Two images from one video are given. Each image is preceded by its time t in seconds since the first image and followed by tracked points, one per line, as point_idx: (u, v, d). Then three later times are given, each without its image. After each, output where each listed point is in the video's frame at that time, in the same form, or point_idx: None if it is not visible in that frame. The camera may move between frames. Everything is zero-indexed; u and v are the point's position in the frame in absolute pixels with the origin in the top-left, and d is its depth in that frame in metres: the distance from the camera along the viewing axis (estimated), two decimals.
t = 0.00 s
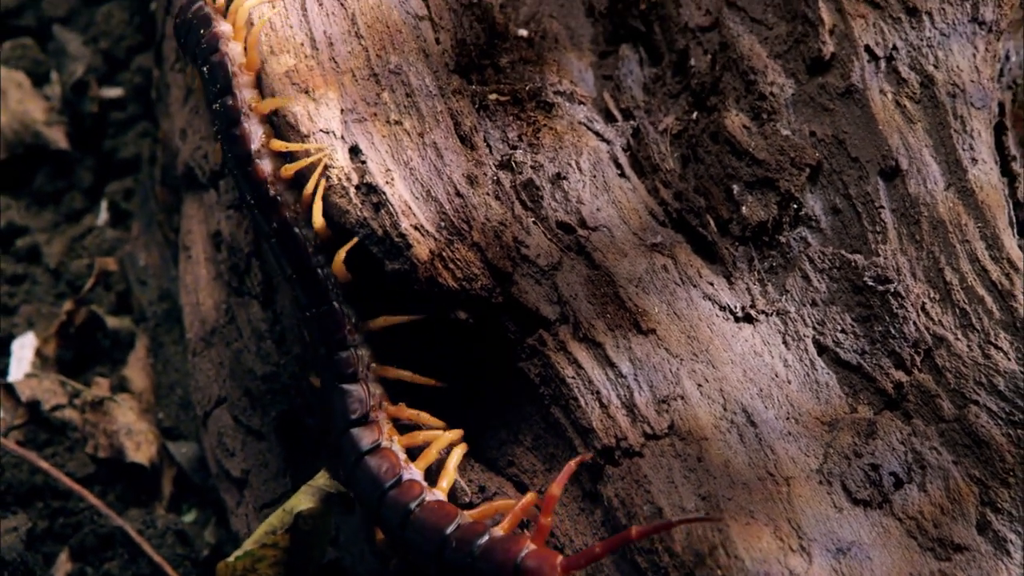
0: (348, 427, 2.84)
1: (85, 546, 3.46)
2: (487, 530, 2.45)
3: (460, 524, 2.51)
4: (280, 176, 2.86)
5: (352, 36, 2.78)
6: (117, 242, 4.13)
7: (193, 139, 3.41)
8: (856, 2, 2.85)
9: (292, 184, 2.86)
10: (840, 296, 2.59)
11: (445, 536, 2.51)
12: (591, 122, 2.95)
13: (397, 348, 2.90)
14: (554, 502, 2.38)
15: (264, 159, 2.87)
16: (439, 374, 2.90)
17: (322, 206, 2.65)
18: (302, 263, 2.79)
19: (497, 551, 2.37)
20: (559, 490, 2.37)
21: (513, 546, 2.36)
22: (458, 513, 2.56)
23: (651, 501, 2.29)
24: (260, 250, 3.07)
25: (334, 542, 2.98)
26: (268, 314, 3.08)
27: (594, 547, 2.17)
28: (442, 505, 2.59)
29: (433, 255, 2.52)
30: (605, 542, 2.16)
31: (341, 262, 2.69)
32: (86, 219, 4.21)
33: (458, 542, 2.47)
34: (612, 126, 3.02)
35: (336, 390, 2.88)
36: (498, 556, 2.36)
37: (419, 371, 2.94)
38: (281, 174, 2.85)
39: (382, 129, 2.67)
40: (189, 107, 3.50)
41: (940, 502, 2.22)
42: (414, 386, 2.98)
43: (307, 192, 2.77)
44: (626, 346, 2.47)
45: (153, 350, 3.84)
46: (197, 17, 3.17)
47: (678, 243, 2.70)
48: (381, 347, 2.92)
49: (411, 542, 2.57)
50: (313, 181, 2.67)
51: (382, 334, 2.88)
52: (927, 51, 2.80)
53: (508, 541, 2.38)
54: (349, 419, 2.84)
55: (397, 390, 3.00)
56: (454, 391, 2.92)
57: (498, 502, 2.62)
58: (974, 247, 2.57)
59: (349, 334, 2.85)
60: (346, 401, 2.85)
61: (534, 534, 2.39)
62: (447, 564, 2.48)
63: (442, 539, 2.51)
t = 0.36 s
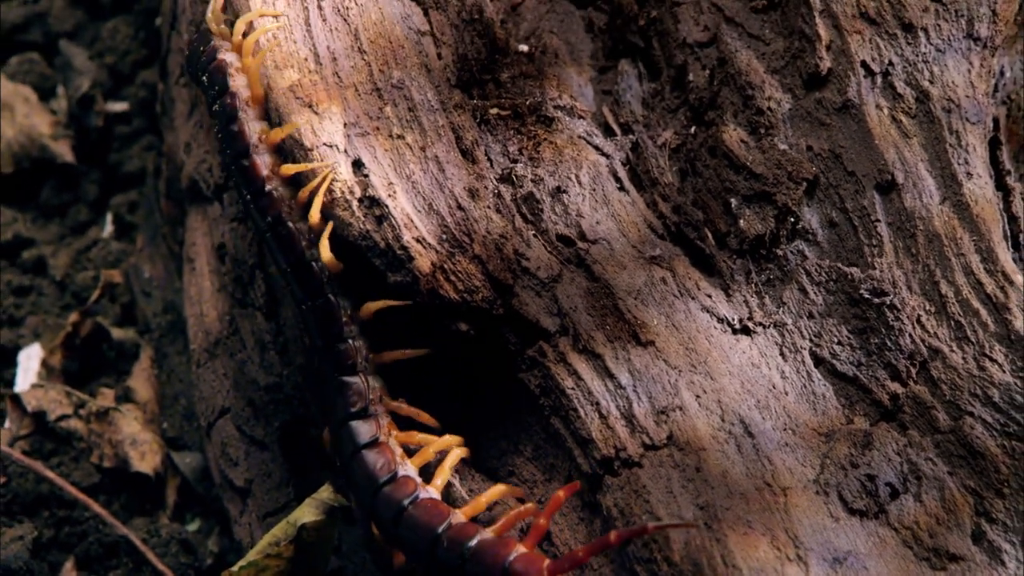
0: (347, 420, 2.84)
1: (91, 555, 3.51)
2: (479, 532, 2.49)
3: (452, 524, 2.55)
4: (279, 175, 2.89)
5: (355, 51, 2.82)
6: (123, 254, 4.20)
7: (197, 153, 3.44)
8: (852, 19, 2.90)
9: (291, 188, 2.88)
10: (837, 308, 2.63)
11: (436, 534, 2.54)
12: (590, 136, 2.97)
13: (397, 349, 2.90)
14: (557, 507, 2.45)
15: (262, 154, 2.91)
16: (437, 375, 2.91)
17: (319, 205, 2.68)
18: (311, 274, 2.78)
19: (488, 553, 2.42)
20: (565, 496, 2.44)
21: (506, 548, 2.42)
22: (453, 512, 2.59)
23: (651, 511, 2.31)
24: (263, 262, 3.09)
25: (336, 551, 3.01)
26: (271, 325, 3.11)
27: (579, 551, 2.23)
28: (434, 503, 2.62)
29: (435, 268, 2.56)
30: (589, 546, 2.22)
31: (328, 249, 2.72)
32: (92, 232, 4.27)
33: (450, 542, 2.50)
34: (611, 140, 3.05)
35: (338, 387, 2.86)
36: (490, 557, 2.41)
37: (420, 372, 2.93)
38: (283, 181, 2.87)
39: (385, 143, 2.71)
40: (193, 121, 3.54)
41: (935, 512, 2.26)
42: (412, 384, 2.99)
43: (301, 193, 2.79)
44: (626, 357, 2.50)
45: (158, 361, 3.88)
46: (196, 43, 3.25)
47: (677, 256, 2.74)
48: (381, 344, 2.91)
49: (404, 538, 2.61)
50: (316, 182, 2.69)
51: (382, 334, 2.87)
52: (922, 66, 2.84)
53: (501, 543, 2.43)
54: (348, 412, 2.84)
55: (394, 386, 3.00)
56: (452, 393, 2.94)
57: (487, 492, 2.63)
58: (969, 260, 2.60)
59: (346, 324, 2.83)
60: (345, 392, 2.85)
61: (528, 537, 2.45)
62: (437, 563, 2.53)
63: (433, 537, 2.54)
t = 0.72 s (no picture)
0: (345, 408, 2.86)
1: (95, 564, 3.53)
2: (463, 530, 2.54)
3: (438, 522, 2.59)
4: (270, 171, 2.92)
5: (357, 68, 2.88)
6: (128, 268, 4.25)
7: (201, 167, 3.48)
8: (848, 36, 2.95)
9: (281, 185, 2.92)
10: (833, 322, 2.68)
11: (422, 532, 2.59)
12: (590, 152, 3.03)
13: (394, 359, 2.92)
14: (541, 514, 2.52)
15: (254, 147, 3.01)
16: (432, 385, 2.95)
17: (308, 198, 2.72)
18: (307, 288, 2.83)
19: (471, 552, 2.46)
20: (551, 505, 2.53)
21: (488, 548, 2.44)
22: (440, 508, 2.65)
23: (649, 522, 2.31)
24: (266, 275, 3.12)
25: (337, 560, 2.99)
26: (275, 338, 3.14)
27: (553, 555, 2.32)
28: (422, 500, 2.68)
29: (436, 281, 2.59)
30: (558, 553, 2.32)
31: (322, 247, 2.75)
32: (97, 246, 4.32)
33: (435, 540, 2.55)
34: (611, 156, 3.10)
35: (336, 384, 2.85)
36: (473, 557, 2.44)
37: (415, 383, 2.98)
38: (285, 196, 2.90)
39: (388, 158, 2.75)
40: (198, 136, 3.58)
41: (930, 524, 2.29)
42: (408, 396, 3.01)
43: (292, 190, 2.80)
44: (625, 371, 2.53)
45: (162, 374, 3.91)
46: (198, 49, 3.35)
47: (675, 270, 2.78)
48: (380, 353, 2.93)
49: (392, 533, 2.66)
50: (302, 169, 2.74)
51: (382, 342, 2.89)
52: (918, 84, 2.88)
53: (484, 542, 2.47)
54: (343, 401, 2.86)
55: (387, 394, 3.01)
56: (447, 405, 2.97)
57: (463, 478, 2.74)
58: (963, 275, 2.61)
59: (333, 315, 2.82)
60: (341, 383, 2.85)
61: (511, 538, 2.50)
62: (422, 559, 2.58)
63: (420, 534, 2.59)
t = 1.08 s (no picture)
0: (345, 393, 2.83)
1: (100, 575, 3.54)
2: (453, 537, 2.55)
3: (430, 524, 2.59)
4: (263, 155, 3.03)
5: (361, 84, 2.92)
6: (132, 282, 4.31)
7: (206, 183, 3.52)
8: (845, 54, 3.01)
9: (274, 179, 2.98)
10: (829, 336, 2.73)
11: (411, 530, 2.59)
12: (589, 168, 3.07)
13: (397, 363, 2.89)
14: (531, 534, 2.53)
15: (248, 144, 3.08)
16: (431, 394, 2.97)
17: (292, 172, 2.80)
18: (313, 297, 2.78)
19: (458, 562, 2.48)
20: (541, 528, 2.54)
21: (476, 560, 2.47)
22: (432, 508, 2.65)
23: (648, 533, 2.35)
24: (268, 289, 3.14)
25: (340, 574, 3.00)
26: (277, 351, 3.16)
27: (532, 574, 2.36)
28: (416, 498, 2.68)
29: (438, 295, 2.62)
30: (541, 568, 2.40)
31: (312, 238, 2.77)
32: (102, 260, 4.38)
33: (423, 542, 2.56)
34: (610, 171, 3.16)
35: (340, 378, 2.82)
36: (459, 563, 2.47)
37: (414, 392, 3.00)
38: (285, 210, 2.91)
39: (390, 173, 2.78)
40: (202, 152, 3.63)
41: (926, 536, 2.32)
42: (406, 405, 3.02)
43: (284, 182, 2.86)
44: (624, 384, 2.56)
45: (167, 387, 3.93)
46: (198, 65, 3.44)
47: (675, 284, 2.82)
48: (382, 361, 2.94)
49: (382, 525, 2.66)
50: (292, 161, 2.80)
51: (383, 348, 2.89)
52: (914, 100, 2.91)
53: (473, 553, 2.49)
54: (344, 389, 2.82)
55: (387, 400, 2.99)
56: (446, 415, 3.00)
57: (459, 483, 2.74)
58: (958, 290, 2.62)
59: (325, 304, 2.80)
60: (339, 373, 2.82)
61: (498, 550, 2.53)
62: (408, 557, 2.59)
63: (409, 531, 2.59)
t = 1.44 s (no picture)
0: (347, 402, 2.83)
1: None
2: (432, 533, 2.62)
3: (413, 518, 2.67)
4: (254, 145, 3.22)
5: (363, 101, 2.97)
6: (137, 296, 4.36)
7: (210, 198, 3.56)
8: (841, 71, 3.06)
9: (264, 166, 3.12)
10: (826, 350, 2.77)
11: (394, 519, 2.68)
12: (589, 183, 3.12)
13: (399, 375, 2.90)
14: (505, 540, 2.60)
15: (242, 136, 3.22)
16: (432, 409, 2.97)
17: (275, 132, 2.97)
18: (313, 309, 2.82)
19: (434, 558, 2.56)
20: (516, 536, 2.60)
21: (450, 559, 2.54)
22: (415, 500, 2.74)
23: (646, 545, 2.34)
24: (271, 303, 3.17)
25: None
26: (280, 364, 3.18)
27: None
28: (402, 491, 2.75)
29: (439, 309, 2.65)
30: None
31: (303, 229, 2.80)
32: (107, 274, 4.44)
33: (403, 533, 2.65)
34: (609, 187, 3.20)
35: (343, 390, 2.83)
36: (437, 558, 2.55)
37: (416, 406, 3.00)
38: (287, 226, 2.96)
39: (392, 189, 2.82)
40: (206, 168, 3.67)
41: (922, 548, 2.36)
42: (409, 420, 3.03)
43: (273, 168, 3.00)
44: (623, 398, 2.59)
45: (171, 400, 3.98)
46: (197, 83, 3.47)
47: (673, 298, 2.85)
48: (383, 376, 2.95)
49: (366, 509, 2.75)
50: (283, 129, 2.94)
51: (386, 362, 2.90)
52: (909, 118, 2.97)
53: (448, 551, 2.56)
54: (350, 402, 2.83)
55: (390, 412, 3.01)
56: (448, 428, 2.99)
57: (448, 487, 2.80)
58: (953, 304, 2.66)
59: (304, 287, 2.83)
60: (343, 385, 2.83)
61: (473, 550, 2.60)
62: (387, 543, 2.68)
63: (391, 520, 2.68)
